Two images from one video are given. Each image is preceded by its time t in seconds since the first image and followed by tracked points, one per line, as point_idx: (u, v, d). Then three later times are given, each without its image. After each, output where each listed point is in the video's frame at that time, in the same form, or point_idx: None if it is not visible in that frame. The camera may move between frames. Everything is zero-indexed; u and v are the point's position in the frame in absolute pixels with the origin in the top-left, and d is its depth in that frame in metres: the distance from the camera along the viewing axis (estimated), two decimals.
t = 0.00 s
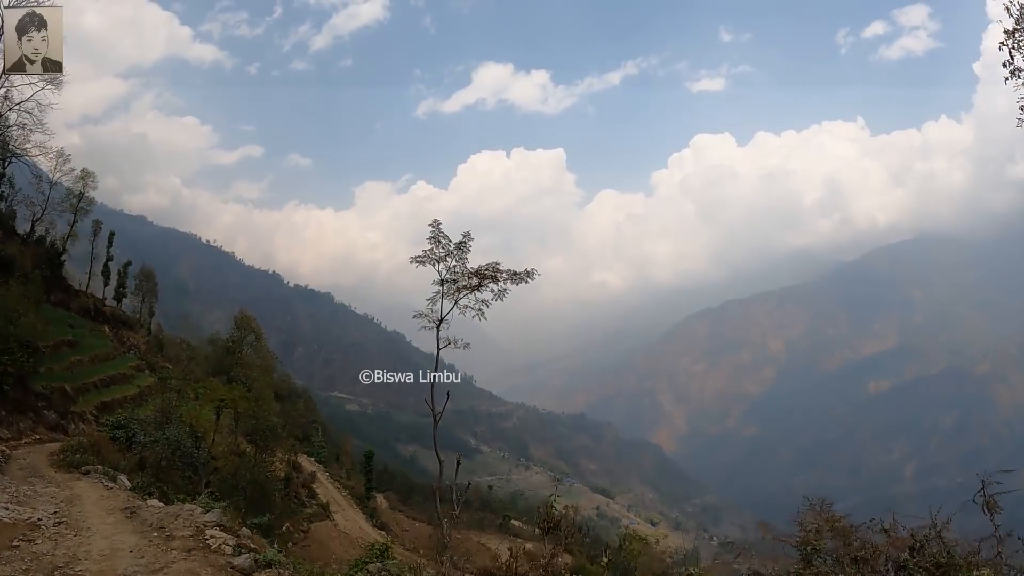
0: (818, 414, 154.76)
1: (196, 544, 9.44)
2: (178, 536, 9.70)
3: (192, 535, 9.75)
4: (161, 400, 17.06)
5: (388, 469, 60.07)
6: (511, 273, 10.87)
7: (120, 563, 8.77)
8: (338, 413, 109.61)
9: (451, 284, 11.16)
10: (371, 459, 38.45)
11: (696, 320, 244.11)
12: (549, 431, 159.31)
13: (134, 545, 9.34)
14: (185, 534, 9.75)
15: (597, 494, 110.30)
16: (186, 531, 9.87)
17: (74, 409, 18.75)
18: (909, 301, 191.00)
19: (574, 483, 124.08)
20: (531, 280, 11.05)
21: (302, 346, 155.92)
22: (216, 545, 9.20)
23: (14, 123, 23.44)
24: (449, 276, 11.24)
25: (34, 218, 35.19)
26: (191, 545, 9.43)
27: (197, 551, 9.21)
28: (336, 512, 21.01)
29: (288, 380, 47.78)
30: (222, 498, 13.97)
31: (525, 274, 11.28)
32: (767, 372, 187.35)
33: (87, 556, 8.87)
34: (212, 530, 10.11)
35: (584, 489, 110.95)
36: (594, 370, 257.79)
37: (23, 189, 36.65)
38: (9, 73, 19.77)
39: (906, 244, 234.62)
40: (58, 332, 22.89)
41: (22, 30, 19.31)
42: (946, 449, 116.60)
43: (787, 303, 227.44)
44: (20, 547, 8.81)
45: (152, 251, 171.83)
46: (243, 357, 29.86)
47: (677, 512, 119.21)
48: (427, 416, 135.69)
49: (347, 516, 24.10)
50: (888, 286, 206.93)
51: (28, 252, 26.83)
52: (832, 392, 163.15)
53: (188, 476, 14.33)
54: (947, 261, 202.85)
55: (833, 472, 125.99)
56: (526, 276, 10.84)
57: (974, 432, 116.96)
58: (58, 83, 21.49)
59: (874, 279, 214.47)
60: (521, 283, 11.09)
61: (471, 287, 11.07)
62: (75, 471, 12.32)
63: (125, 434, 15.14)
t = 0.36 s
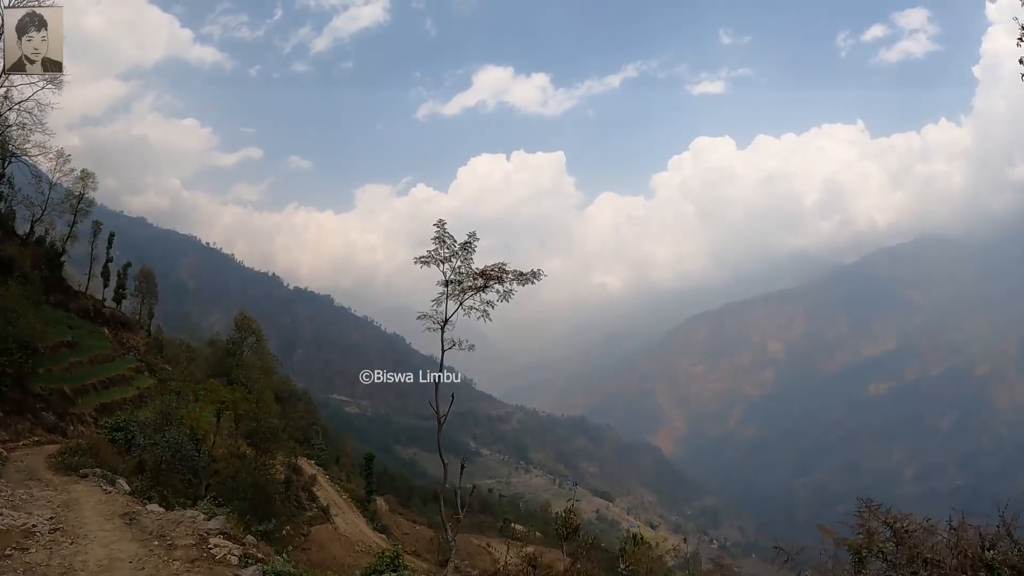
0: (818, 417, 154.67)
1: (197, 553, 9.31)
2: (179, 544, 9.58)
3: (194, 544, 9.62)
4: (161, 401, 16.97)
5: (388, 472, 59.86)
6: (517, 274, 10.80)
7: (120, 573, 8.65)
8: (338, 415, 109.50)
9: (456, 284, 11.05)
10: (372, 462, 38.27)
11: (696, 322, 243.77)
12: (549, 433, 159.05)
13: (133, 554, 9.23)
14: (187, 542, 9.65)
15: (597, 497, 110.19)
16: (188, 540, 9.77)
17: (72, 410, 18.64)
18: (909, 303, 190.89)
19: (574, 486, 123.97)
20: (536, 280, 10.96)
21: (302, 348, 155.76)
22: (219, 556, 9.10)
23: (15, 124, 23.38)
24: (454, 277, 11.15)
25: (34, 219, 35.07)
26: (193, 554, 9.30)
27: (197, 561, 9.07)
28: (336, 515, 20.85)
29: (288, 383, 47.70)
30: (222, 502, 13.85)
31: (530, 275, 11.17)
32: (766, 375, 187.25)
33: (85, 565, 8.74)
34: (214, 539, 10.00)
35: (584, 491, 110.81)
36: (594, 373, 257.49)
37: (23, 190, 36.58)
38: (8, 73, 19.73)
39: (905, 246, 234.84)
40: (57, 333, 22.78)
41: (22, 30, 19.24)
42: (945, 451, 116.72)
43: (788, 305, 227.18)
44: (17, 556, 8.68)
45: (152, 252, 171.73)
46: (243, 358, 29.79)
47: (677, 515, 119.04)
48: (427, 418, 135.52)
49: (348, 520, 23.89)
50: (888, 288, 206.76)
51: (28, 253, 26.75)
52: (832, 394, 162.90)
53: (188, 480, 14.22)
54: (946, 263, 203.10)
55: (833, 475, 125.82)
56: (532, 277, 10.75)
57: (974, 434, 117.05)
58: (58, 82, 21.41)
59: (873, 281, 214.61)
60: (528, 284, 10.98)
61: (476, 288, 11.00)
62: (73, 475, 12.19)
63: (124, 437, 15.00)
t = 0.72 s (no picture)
0: (819, 420, 154.39)
1: (198, 559, 9.16)
2: (179, 549, 9.45)
3: (196, 550, 9.47)
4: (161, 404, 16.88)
5: (388, 475, 59.72)
6: (523, 273, 10.70)
7: None
8: (338, 418, 109.40)
9: (461, 285, 10.96)
10: (372, 465, 38.03)
11: (696, 325, 243.73)
12: (549, 436, 158.72)
13: (131, 561, 9.10)
14: (187, 548, 9.52)
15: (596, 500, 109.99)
16: (188, 545, 9.64)
17: (71, 412, 18.55)
18: (909, 306, 190.82)
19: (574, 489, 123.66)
20: (543, 279, 10.87)
21: (302, 350, 155.81)
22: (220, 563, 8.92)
23: (14, 124, 23.32)
24: (459, 277, 11.04)
25: (33, 219, 34.95)
26: (193, 560, 9.16)
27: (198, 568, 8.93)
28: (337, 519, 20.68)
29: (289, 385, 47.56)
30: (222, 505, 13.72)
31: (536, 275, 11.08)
32: (766, 378, 187.10)
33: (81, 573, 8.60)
34: (218, 543, 9.90)
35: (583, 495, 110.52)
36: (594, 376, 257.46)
37: (24, 191, 36.59)
38: (8, 72, 19.72)
39: (906, 249, 234.73)
40: (57, 334, 22.72)
41: (22, 29, 19.22)
42: (945, 453, 116.55)
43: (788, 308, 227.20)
44: (9, 563, 8.52)
45: (153, 255, 172.03)
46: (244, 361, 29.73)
47: (676, 518, 118.79)
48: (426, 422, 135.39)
49: (348, 523, 23.68)
50: (888, 291, 206.64)
51: (27, 254, 26.70)
52: (832, 397, 162.61)
53: (189, 482, 14.14)
54: (947, 266, 202.93)
55: (833, 479, 125.56)
56: (539, 277, 10.65)
57: (974, 437, 116.90)
58: (57, 82, 21.37)
59: (873, 284, 214.57)
60: (533, 284, 10.90)
61: (482, 287, 10.91)
62: (71, 477, 12.13)
63: (123, 438, 14.91)
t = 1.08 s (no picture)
0: (817, 425, 154.43)
1: (206, 568, 9.01)
2: (187, 558, 9.31)
3: (205, 558, 9.33)
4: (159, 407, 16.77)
5: (386, 479, 59.69)
6: (528, 276, 10.64)
7: None
8: (335, 423, 109.11)
9: (465, 287, 10.91)
10: (370, 469, 37.96)
11: (694, 330, 243.78)
12: (547, 441, 158.56)
13: (137, 568, 8.95)
14: (194, 557, 9.37)
15: (594, 506, 109.91)
16: (196, 554, 9.49)
17: (69, 414, 18.38)
18: (906, 311, 191.40)
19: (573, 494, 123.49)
20: (549, 282, 10.81)
21: (299, 355, 155.29)
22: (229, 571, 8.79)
23: (13, 125, 23.22)
24: (463, 280, 10.97)
25: (30, 220, 34.72)
26: (201, 567, 9.01)
27: None
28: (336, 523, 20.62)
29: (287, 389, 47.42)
30: (224, 511, 13.60)
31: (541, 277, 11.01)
32: (764, 383, 187.18)
33: None
34: (226, 553, 9.78)
35: (581, 500, 110.34)
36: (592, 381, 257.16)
37: (21, 192, 36.37)
38: (8, 73, 19.70)
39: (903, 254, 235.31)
40: (53, 336, 22.54)
41: (22, 30, 19.17)
42: (942, 460, 116.66)
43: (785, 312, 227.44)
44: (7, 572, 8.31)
45: (149, 258, 171.29)
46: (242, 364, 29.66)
47: (674, 523, 118.78)
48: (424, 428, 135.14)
49: (346, 527, 23.60)
50: (885, 296, 207.14)
51: (24, 256, 26.53)
52: (830, 402, 162.76)
53: (188, 486, 14.01)
54: (944, 271, 203.54)
55: (832, 484, 125.66)
56: (544, 279, 10.58)
57: (971, 443, 117.05)
58: (57, 83, 21.30)
59: (870, 288, 215.09)
60: (539, 287, 10.84)
61: (487, 290, 10.86)
62: (68, 481, 11.98)
63: (122, 442, 14.78)
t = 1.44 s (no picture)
0: (812, 438, 154.28)
1: None
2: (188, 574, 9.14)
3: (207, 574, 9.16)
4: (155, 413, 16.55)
5: (380, 489, 59.26)
6: (532, 284, 10.51)
7: None
8: (330, 431, 108.39)
9: (468, 296, 10.78)
10: (365, 478, 37.57)
11: (689, 341, 243.79)
12: (542, 452, 157.79)
13: None
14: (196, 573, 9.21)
15: (589, 517, 109.30)
16: (198, 570, 9.33)
17: (61, 419, 18.08)
18: (901, 324, 191.94)
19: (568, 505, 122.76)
20: (553, 291, 10.70)
21: (294, 363, 154.46)
22: None
23: (11, 125, 23.10)
24: (466, 289, 10.84)
25: (26, 222, 34.48)
26: None
27: None
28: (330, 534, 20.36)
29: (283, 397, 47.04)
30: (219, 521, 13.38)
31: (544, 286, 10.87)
32: (760, 395, 187.09)
33: None
34: (228, 568, 9.69)
35: (576, 512, 109.69)
36: (587, 392, 256.48)
37: (19, 193, 36.14)
38: (8, 73, 19.64)
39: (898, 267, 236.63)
40: (48, 339, 22.25)
41: (22, 29, 19.16)
42: (938, 473, 116.50)
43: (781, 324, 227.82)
44: None
45: (145, 263, 170.62)
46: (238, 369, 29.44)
47: (670, 536, 118.14)
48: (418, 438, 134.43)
49: (340, 537, 23.30)
50: (880, 308, 207.87)
51: (20, 258, 26.30)
52: (825, 414, 162.77)
53: (182, 495, 13.82)
54: (939, 285, 204.53)
55: (827, 497, 125.53)
56: (548, 288, 10.45)
57: (966, 456, 116.97)
58: (56, 84, 21.26)
59: (865, 301, 215.90)
60: (542, 296, 10.71)
61: (489, 299, 10.74)
62: (61, 487, 11.73)
63: (116, 448, 14.52)
